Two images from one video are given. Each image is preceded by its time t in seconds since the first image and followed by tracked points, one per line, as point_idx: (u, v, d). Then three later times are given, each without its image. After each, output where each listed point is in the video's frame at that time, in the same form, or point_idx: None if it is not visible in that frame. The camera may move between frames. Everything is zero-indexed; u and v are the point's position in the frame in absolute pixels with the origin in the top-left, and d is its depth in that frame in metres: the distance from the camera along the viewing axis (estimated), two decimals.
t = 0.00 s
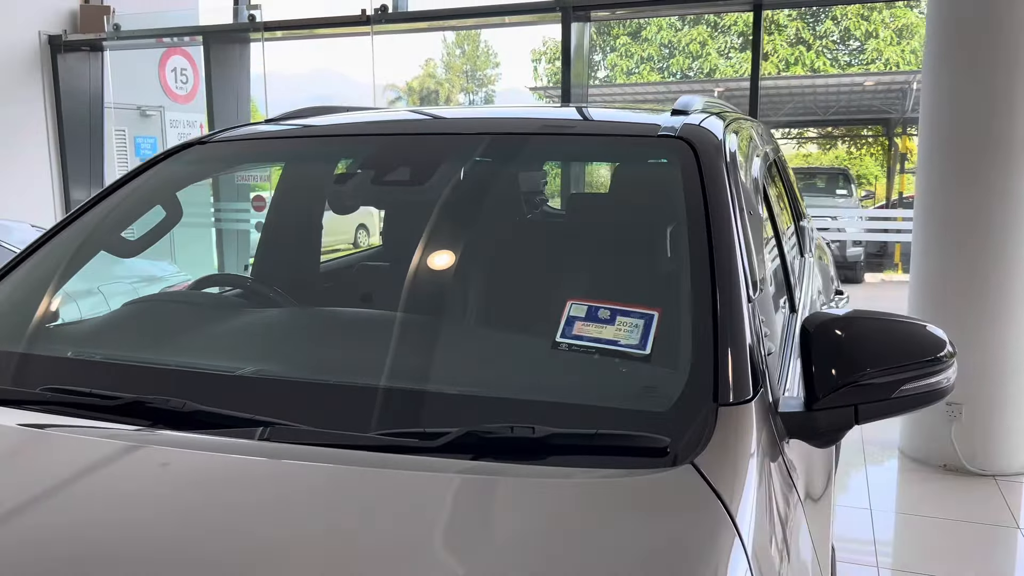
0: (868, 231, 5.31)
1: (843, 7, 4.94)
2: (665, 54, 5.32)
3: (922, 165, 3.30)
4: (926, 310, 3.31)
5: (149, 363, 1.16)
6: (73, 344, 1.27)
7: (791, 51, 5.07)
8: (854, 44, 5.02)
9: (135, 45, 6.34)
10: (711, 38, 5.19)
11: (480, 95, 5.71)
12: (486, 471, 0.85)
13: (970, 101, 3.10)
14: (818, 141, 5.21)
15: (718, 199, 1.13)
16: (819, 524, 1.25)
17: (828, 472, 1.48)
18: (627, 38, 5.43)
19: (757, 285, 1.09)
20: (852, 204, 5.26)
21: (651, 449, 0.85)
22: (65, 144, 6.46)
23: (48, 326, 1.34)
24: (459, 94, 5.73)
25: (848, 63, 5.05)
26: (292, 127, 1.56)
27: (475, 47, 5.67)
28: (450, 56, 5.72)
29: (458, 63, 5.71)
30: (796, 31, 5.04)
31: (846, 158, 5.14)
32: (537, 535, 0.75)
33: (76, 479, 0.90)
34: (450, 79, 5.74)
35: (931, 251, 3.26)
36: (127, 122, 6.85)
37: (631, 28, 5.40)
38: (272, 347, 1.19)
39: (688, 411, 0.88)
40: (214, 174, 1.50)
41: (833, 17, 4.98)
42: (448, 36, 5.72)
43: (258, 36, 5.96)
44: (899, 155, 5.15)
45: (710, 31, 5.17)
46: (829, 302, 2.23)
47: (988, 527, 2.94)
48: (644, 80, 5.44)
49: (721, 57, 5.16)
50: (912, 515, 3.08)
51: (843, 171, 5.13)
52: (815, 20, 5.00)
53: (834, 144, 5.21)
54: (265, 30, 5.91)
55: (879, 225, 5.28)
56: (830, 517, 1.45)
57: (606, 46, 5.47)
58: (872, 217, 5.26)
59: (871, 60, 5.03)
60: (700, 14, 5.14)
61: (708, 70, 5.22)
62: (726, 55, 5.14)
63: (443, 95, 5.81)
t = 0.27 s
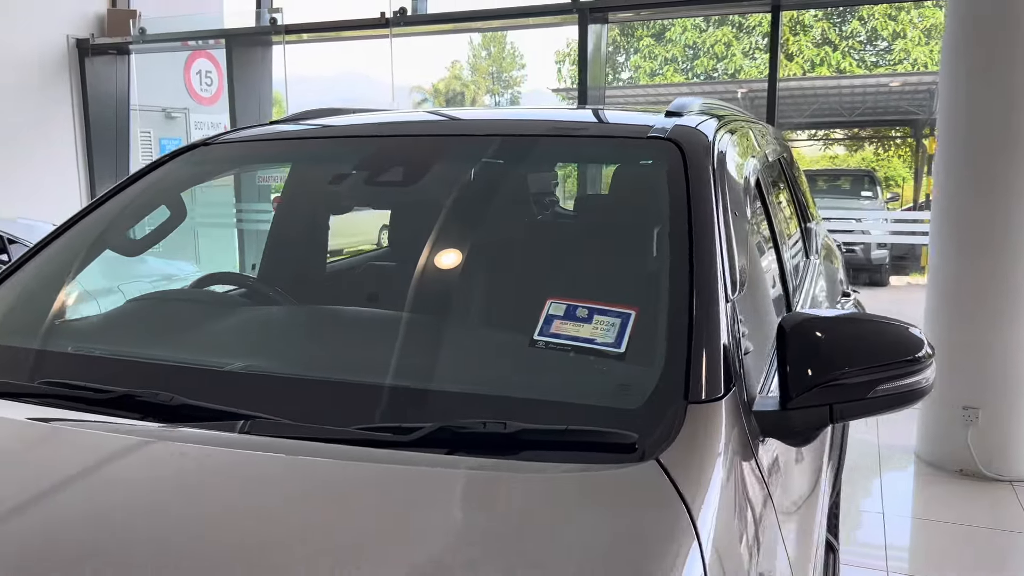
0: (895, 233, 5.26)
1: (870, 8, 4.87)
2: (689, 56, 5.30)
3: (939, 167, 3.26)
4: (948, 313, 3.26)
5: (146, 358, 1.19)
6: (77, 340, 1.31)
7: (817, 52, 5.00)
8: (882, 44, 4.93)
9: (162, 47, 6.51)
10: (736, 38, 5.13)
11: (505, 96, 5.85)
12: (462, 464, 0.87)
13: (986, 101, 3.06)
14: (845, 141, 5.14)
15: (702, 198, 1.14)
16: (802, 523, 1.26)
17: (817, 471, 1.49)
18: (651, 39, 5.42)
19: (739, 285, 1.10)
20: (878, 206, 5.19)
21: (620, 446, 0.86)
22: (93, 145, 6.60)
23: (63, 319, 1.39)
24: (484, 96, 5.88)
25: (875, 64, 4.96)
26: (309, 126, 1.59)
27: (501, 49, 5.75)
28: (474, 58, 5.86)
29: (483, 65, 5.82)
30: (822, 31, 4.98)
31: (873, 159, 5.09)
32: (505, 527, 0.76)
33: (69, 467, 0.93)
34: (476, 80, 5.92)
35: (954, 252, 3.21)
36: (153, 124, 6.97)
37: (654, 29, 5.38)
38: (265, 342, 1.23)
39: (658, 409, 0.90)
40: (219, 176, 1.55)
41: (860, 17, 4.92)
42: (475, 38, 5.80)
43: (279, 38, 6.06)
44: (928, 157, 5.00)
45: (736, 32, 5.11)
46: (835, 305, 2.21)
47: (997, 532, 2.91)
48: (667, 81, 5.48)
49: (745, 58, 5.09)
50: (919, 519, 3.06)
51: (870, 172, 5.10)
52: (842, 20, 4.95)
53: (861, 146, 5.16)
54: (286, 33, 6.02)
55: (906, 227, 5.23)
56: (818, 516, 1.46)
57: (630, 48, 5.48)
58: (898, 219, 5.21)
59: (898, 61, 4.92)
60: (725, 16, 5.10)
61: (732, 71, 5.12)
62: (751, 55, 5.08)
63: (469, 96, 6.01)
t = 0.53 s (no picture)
0: (922, 234, 5.10)
1: (899, 7, 4.86)
2: (715, 56, 5.28)
3: (955, 167, 3.24)
4: (967, 314, 3.23)
5: (152, 345, 1.25)
6: (89, 327, 1.37)
7: (844, 52, 5.01)
8: (911, 44, 4.91)
9: (190, 50, 6.66)
10: (762, 39, 5.14)
11: (533, 98, 5.77)
12: (443, 442, 0.90)
13: (1000, 100, 3.04)
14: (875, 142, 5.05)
15: (686, 191, 1.17)
16: (786, 516, 1.28)
17: (805, 466, 1.50)
18: (677, 41, 5.41)
19: (721, 278, 1.12)
20: (905, 208, 5.06)
21: (592, 428, 0.89)
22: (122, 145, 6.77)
23: (83, 310, 1.46)
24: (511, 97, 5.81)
25: (904, 64, 4.93)
26: (332, 124, 1.66)
27: (529, 51, 5.74)
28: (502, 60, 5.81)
29: (511, 66, 5.78)
30: (849, 32, 4.98)
31: (903, 161, 5.00)
32: (470, 496, 0.80)
33: (74, 440, 0.98)
34: (503, 82, 5.85)
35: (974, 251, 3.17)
36: (181, 125, 7.03)
37: (680, 30, 5.38)
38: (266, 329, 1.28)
39: (630, 394, 0.93)
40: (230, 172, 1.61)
41: (889, 16, 4.90)
42: (503, 39, 5.78)
43: (303, 41, 6.23)
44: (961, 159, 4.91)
45: (762, 32, 5.11)
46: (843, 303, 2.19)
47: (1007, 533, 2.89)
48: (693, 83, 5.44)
49: (771, 59, 5.14)
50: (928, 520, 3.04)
51: (898, 173, 5.00)
52: (870, 20, 4.93)
53: (890, 147, 5.06)
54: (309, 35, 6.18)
55: (935, 229, 5.07)
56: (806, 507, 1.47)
57: (654, 49, 5.47)
58: (925, 220, 5.05)
59: (928, 61, 4.90)
60: (752, 16, 5.10)
61: (758, 72, 5.19)
62: (777, 56, 5.11)
63: (496, 97, 5.91)
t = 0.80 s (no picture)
0: (949, 234, 5.10)
1: (928, 6, 4.86)
2: (741, 56, 5.27)
3: (971, 165, 3.24)
4: (983, 314, 3.21)
5: (168, 324, 1.33)
6: (107, 308, 1.45)
7: (873, 51, 5.01)
8: (942, 43, 4.88)
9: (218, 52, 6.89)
10: (789, 39, 5.10)
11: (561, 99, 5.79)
12: (432, 410, 0.97)
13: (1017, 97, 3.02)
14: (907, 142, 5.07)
15: (667, 180, 1.22)
16: (766, 497, 1.32)
17: (791, 452, 1.54)
18: (702, 41, 5.44)
19: (699, 263, 1.18)
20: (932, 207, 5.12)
21: (563, 400, 0.95)
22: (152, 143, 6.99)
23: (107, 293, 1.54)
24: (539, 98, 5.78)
25: (934, 64, 4.92)
26: (356, 118, 1.73)
27: (557, 52, 5.78)
28: (530, 60, 5.84)
29: (539, 68, 5.81)
30: (878, 31, 4.97)
31: (932, 162, 5.00)
32: (440, 452, 0.86)
33: (93, 404, 1.06)
34: (531, 83, 5.85)
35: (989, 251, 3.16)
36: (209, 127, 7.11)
37: (706, 30, 5.40)
38: (272, 309, 1.36)
39: (601, 368, 0.99)
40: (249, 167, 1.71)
41: (918, 16, 4.89)
42: (531, 41, 5.82)
43: (328, 42, 6.39)
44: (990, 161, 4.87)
45: (789, 32, 5.10)
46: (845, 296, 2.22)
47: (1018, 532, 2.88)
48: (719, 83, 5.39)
49: (797, 60, 5.09)
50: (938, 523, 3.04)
51: (925, 175, 5.03)
52: (899, 19, 4.92)
53: (921, 148, 5.04)
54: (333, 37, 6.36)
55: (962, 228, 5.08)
56: (790, 492, 1.52)
57: (680, 50, 5.50)
58: (952, 219, 5.07)
59: (958, 60, 4.87)
60: (779, 16, 5.10)
61: (784, 73, 5.15)
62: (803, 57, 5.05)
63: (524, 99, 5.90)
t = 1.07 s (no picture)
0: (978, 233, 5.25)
1: (959, 5, 4.88)
2: (767, 57, 5.29)
3: (988, 163, 3.25)
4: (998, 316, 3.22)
5: (187, 305, 1.42)
6: (126, 292, 1.54)
7: (902, 51, 5.04)
8: (973, 42, 4.88)
9: (247, 54, 7.05)
10: (816, 38, 5.16)
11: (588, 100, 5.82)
12: (429, 380, 1.03)
13: None
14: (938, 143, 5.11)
15: (654, 172, 1.30)
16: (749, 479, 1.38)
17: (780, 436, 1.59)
18: (729, 42, 5.45)
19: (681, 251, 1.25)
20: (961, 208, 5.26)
21: (543, 376, 1.01)
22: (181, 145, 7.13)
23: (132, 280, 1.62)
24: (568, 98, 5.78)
25: (964, 62, 4.89)
26: (378, 113, 1.81)
27: (585, 53, 5.80)
28: (559, 62, 5.85)
29: (567, 69, 5.82)
30: (907, 30, 5.00)
31: (961, 163, 5.10)
32: (420, 413, 0.93)
33: (121, 371, 1.14)
34: (560, 85, 5.83)
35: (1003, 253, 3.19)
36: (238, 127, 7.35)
37: (733, 30, 5.42)
38: (285, 289, 1.45)
39: (581, 345, 1.06)
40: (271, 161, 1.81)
41: (948, 14, 4.92)
42: (559, 41, 5.84)
43: (352, 44, 6.48)
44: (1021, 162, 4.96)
45: (816, 32, 5.14)
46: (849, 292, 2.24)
47: None
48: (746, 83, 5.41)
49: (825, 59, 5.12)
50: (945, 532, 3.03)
51: (955, 175, 5.16)
52: (929, 18, 4.95)
53: (953, 149, 5.10)
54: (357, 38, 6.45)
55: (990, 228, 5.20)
56: (780, 478, 1.56)
57: (708, 50, 5.52)
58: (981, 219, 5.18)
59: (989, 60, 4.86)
60: (808, 14, 5.14)
61: (812, 72, 5.18)
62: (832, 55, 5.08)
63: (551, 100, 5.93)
